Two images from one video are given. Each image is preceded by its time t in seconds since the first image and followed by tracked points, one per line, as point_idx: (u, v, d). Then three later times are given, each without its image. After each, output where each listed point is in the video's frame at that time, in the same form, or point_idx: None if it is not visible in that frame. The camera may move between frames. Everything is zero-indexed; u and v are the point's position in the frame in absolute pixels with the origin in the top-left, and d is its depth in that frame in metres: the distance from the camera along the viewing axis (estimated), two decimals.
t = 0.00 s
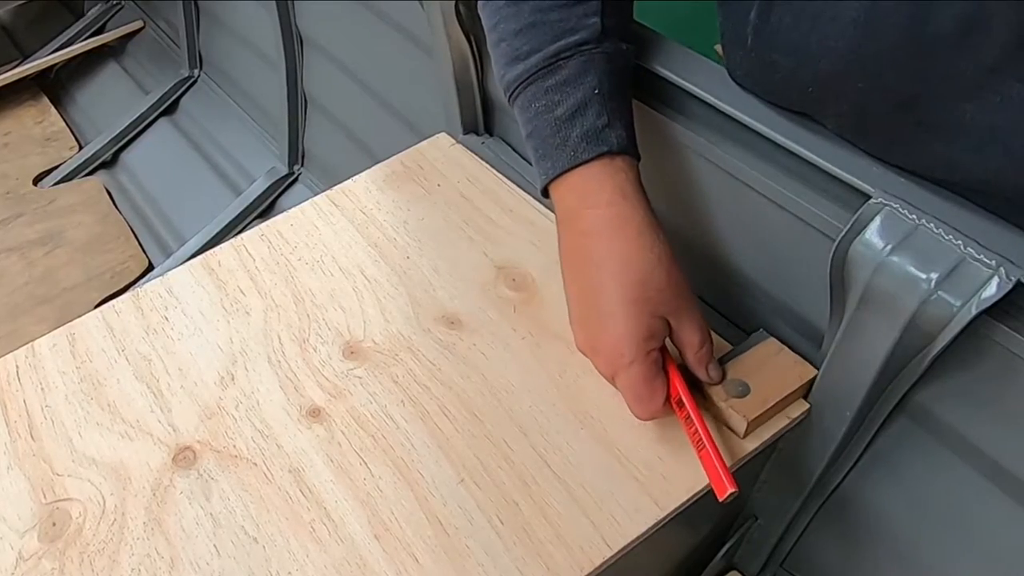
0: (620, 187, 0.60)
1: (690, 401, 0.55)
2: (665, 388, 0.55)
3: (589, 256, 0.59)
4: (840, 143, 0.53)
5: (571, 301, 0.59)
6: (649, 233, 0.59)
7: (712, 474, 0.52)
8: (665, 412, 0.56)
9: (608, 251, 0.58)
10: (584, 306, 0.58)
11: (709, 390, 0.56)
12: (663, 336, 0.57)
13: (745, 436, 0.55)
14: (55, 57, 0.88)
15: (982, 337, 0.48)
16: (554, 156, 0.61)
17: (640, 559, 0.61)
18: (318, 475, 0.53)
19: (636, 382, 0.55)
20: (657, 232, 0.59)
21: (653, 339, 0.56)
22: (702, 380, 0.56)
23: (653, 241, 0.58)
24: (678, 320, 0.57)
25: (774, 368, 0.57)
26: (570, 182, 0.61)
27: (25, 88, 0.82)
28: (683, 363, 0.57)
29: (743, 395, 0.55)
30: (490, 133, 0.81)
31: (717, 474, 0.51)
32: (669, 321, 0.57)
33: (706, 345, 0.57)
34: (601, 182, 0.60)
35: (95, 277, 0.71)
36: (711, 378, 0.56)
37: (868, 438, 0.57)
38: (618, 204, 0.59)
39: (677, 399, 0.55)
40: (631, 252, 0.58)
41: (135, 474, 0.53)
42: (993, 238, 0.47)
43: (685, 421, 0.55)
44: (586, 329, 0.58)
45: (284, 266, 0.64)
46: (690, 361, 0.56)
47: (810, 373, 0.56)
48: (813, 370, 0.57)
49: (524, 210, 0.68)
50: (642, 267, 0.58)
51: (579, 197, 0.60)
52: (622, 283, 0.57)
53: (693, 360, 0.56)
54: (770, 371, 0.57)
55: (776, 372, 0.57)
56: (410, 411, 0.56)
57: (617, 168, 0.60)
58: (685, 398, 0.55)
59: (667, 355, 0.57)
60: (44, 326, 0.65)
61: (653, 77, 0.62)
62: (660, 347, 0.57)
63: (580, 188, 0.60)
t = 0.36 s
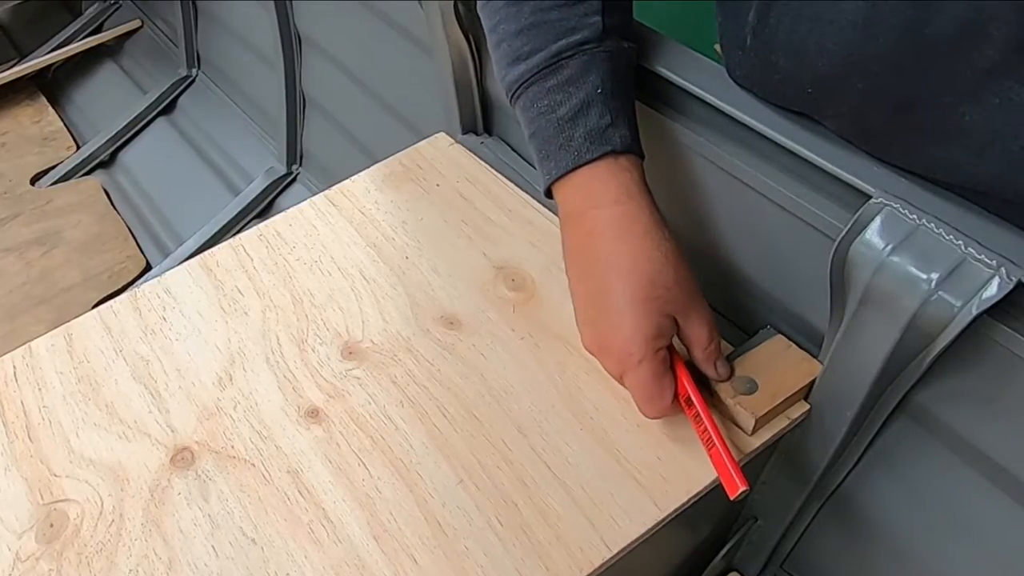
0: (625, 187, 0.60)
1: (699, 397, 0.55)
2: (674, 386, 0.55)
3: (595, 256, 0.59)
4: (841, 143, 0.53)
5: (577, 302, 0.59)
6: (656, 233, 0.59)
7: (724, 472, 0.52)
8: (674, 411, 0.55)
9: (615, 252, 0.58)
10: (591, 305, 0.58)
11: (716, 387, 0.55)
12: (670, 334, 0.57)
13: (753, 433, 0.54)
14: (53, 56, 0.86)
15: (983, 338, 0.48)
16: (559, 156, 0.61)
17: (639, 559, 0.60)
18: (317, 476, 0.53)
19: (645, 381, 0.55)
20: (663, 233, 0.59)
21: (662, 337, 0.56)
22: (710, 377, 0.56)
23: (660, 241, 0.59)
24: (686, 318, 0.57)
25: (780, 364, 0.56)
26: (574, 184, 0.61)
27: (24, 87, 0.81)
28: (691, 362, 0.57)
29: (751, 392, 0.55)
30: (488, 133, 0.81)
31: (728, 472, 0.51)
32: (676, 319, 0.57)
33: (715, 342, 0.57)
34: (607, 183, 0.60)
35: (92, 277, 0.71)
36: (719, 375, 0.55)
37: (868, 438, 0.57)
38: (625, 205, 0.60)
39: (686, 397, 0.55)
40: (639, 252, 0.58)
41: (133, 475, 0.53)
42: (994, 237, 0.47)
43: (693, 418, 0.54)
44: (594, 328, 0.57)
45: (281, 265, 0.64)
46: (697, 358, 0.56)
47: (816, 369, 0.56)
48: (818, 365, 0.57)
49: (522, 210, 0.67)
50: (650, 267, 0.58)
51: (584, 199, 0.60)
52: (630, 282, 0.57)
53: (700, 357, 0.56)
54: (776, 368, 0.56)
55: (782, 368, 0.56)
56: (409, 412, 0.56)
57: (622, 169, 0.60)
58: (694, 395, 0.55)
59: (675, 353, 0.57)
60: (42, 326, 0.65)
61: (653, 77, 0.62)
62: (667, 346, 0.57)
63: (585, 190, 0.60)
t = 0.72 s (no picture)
0: (624, 186, 0.60)
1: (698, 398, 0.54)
2: (673, 387, 0.55)
3: (594, 256, 0.59)
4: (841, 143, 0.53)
5: (576, 302, 0.59)
6: (655, 233, 0.59)
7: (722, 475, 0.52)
8: (673, 411, 0.55)
9: (614, 251, 0.58)
10: (590, 305, 0.58)
11: (717, 386, 0.55)
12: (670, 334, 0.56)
13: (753, 434, 0.54)
14: (50, 56, 0.86)
15: (983, 338, 0.48)
16: (558, 156, 0.61)
17: (639, 560, 0.60)
18: (315, 477, 0.53)
19: (644, 381, 0.55)
20: (663, 233, 0.59)
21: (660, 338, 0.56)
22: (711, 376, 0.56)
23: (659, 241, 0.58)
24: (685, 318, 0.57)
25: (781, 364, 0.56)
26: (573, 183, 0.61)
27: (21, 87, 0.80)
28: (692, 362, 0.57)
29: (751, 392, 0.55)
30: (487, 133, 0.81)
31: (726, 474, 0.51)
32: (676, 320, 0.57)
33: (719, 340, 0.56)
34: (606, 182, 0.60)
35: (90, 278, 0.71)
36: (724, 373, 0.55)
37: (868, 439, 0.57)
38: (624, 205, 0.59)
39: (685, 397, 0.55)
40: (638, 252, 0.58)
41: (131, 476, 0.53)
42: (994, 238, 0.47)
43: (692, 419, 0.54)
44: (593, 329, 0.57)
45: (279, 265, 0.64)
46: (701, 356, 0.56)
47: (816, 369, 0.56)
48: (819, 365, 0.56)
49: (521, 210, 0.67)
50: (649, 266, 0.57)
51: (583, 198, 0.60)
52: (629, 282, 0.57)
53: (706, 356, 0.56)
54: (776, 369, 0.56)
55: (783, 368, 0.56)
56: (407, 413, 0.56)
57: (621, 169, 0.60)
58: (693, 396, 0.55)
59: (674, 353, 0.57)
60: (40, 326, 0.65)
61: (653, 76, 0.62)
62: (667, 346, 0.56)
63: (585, 189, 0.60)
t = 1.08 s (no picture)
0: (625, 188, 0.60)
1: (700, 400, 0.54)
2: (674, 389, 0.55)
3: (595, 256, 0.58)
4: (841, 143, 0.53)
5: (576, 303, 0.59)
6: (656, 234, 0.59)
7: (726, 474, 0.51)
8: (675, 413, 0.55)
9: (616, 252, 0.58)
10: (591, 306, 0.57)
11: (717, 387, 0.55)
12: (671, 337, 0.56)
13: (754, 435, 0.54)
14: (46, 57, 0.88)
15: (984, 338, 0.47)
16: (558, 156, 0.61)
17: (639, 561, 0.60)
18: (314, 478, 0.53)
19: (646, 382, 0.54)
20: (664, 234, 0.59)
21: (661, 339, 0.56)
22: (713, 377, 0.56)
23: (661, 242, 0.58)
24: (686, 319, 0.56)
25: (782, 365, 0.56)
26: (573, 184, 0.61)
27: (19, 87, 0.81)
28: (692, 364, 0.57)
29: (751, 393, 0.54)
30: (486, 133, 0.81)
31: (730, 474, 0.51)
32: (677, 321, 0.56)
33: (718, 343, 0.56)
34: (607, 183, 0.60)
35: (88, 278, 0.71)
36: (726, 376, 0.55)
37: (869, 439, 0.57)
38: (625, 206, 0.59)
39: (686, 399, 0.55)
40: (640, 252, 0.58)
41: (128, 477, 0.53)
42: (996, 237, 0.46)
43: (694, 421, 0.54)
44: (593, 329, 0.57)
45: (277, 265, 0.63)
46: (701, 359, 0.56)
47: (817, 370, 0.56)
48: (820, 366, 0.56)
49: (520, 210, 0.67)
50: (651, 267, 0.57)
51: (583, 199, 0.60)
52: (631, 282, 0.57)
53: (706, 359, 0.55)
54: (777, 370, 0.56)
55: (784, 369, 0.56)
56: (406, 414, 0.56)
57: (622, 170, 0.60)
58: (695, 397, 0.54)
59: (675, 355, 0.56)
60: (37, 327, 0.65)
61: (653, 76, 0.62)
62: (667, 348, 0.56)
63: (586, 189, 0.60)
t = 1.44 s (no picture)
0: (624, 188, 0.59)
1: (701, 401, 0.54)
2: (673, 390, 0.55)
3: (595, 256, 0.58)
4: (842, 143, 0.53)
5: (575, 304, 0.58)
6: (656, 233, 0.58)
7: (724, 476, 0.51)
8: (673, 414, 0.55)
9: (616, 252, 0.58)
10: (591, 307, 0.57)
11: (717, 388, 0.55)
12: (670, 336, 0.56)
13: (754, 435, 0.54)
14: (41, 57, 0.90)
15: (985, 339, 0.47)
16: (555, 157, 0.61)
17: (639, 562, 0.60)
18: (312, 478, 0.52)
19: (646, 383, 0.54)
20: (664, 234, 0.59)
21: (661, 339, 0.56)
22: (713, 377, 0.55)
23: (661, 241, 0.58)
24: (688, 320, 0.56)
25: (781, 365, 0.56)
26: (572, 183, 0.60)
27: (16, 87, 0.83)
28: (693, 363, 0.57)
29: (751, 394, 0.54)
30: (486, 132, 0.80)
31: (728, 476, 0.51)
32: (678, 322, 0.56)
33: (720, 343, 0.56)
34: (606, 183, 0.59)
35: (86, 279, 0.71)
36: (728, 376, 0.55)
37: (870, 440, 0.57)
38: (624, 206, 0.59)
39: (684, 400, 0.55)
40: (640, 252, 0.57)
41: (126, 478, 0.53)
42: (997, 237, 0.46)
43: (693, 422, 0.54)
44: (593, 330, 0.57)
45: (276, 265, 0.63)
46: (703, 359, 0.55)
47: (817, 371, 0.55)
48: (821, 367, 0.56)
49: (520, 210, 0.67)
50: (651, 268, 0.57)
51: (583, 199, 0.59)
52: (631, 282, 0.56)
53: (707, 359, 0.55)
54: (777, 370, 0.56)
55: (784, 369, 0.56)
56: (405, 414, 0.55)
57: (621, 169, 0.60)
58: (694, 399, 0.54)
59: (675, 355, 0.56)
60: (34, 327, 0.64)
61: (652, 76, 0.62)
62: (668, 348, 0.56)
63: (586, 188, 0.60)
